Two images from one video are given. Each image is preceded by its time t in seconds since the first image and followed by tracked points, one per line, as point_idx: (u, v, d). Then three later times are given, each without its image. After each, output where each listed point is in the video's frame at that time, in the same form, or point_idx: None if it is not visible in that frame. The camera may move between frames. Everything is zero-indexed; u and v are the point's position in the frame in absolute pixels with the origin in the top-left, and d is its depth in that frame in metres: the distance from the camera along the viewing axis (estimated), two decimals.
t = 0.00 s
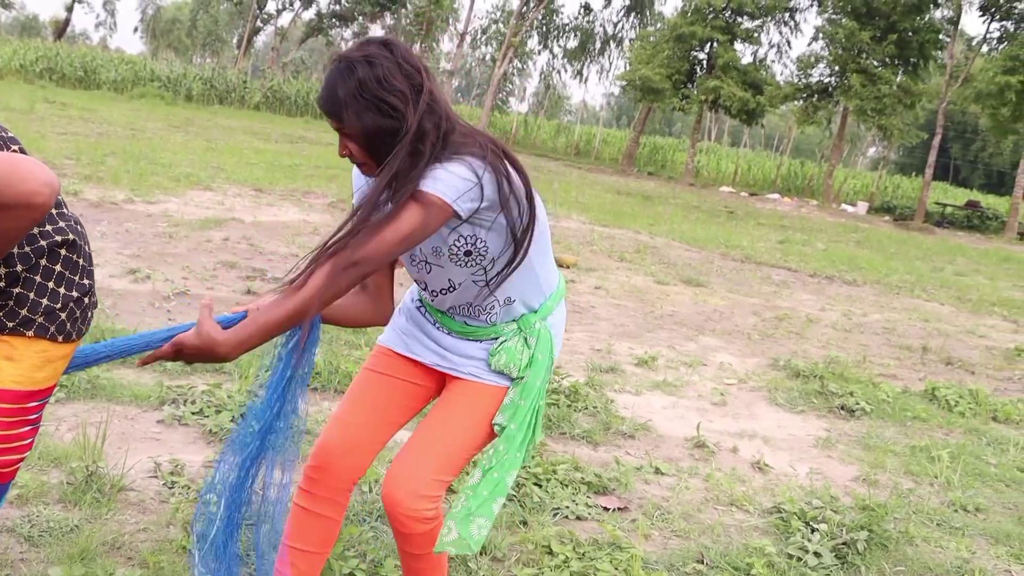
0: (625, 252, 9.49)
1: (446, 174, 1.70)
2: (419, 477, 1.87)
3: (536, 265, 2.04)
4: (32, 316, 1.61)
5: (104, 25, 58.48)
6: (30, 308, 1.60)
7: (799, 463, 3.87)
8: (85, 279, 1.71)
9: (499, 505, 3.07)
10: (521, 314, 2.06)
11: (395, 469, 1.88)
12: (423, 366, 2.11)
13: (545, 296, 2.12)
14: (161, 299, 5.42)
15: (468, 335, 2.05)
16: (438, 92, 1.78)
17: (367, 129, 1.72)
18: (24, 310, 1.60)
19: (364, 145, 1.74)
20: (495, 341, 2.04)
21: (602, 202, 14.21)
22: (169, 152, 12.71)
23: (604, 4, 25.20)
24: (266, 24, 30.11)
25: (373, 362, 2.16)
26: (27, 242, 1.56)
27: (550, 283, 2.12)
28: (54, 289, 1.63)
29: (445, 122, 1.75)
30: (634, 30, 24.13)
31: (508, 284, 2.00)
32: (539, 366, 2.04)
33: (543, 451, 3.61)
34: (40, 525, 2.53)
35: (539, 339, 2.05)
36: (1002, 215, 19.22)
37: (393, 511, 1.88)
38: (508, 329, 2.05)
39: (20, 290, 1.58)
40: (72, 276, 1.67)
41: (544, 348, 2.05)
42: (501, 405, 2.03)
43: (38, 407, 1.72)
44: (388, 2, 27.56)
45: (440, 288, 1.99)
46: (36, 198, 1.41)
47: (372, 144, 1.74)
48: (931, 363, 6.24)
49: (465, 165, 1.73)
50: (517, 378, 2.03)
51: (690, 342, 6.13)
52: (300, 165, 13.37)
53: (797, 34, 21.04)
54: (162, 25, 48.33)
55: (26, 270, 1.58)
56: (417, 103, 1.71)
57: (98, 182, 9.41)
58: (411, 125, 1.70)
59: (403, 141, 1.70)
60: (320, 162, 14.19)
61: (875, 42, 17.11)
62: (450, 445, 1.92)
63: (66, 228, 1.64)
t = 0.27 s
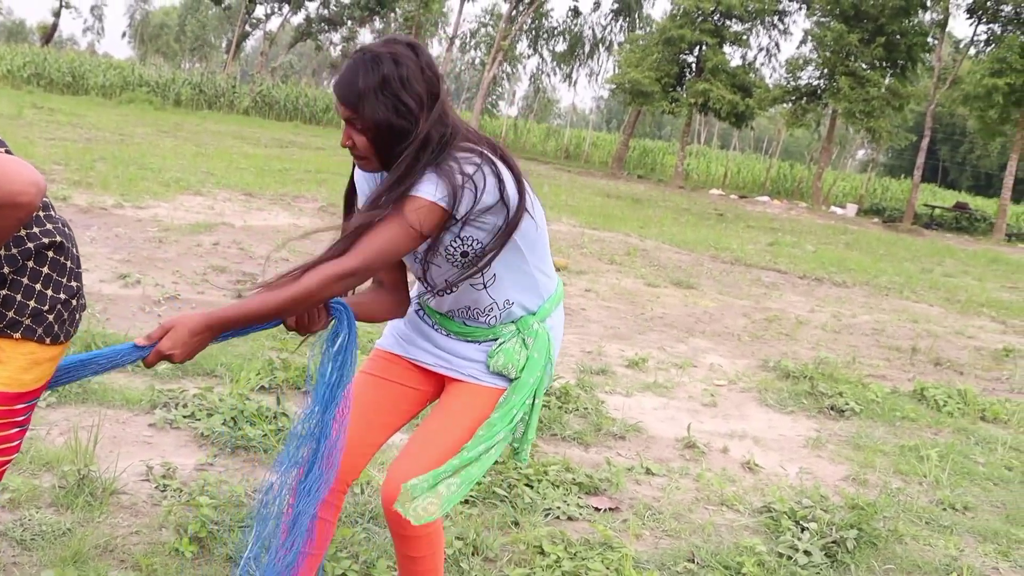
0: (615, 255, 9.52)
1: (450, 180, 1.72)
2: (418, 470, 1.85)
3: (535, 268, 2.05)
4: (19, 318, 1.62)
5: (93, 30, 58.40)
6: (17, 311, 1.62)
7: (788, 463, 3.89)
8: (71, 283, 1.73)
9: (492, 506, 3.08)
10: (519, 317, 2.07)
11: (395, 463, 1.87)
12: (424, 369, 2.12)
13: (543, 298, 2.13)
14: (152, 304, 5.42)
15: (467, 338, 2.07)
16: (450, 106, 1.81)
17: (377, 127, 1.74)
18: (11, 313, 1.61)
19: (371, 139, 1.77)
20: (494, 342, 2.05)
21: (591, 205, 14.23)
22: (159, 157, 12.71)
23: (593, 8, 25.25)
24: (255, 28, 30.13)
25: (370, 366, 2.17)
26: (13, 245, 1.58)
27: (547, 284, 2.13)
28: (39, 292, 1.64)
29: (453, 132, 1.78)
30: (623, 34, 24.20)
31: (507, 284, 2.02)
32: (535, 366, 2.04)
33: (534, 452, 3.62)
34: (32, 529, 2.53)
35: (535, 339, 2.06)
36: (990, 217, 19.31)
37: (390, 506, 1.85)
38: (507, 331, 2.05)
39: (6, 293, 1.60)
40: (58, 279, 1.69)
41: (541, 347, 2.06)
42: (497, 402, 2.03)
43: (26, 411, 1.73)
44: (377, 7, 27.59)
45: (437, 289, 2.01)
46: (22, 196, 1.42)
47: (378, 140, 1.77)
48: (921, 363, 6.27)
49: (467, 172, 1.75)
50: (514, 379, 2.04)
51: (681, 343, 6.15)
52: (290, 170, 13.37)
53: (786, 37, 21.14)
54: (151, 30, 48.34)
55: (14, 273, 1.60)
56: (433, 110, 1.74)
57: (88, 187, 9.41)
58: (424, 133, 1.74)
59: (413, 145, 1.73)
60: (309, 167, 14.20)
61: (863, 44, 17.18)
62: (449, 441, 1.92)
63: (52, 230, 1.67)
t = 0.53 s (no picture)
0: (603, 254, 9.53)
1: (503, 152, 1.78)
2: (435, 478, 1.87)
3: (529, 251, 2.07)
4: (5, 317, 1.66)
5: (79, 31, 58.21)
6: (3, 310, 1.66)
7: (777, 461, 3.90)
8: (61, 283, 1.76)
9: (483, 506, 3.08)
10: (514, 301, 2.09)
11: (403, 469, 1.87)
12: (416, 363, 2.11)
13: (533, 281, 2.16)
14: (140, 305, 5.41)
15: (462, 326, 2.06)
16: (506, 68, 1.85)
17: (447, 76, 1.75)
18: None
19: (440, 88, 1.76)
20: (492, 328, 2.06)
21: (580, 204, 14.25)
22: (147, 158, 12.68)
23: (581, 8, 25.27)
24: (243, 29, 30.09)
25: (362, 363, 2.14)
26: None
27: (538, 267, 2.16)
28: (27, 291, 1.68)
29: (506, 97, 1.81)
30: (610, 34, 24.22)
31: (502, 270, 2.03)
32: (534, 351, 2.08)
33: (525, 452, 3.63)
34: (21, 532, 2.53)
35: (533, 322, 2.09)
36: (977, 215, 19.39)
37: (403, 510, 1.87)
38: (505, 315, 2.07)
39: None
40: (47, 279, 1.72)
41: (538, 331, 2.10)
42: (499, 389, 2.06)
43: (17, 409, 1.77)
44: (365, 7, 27.57)
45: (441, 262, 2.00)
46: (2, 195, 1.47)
47: (447, 92, 1.76)
48: (908, 361, 6.30)
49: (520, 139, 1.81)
50: (514, 365, 2.06)
51: (670, 342, 6.17)
52: (278, 171, 13.34)
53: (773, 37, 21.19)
54: (138, 31, 48.22)
55: None
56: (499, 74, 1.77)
57: (75, 189, 9.39)
58: (489, 97, 1.77)
59: (478, 108, 1.76)
60: (297, 167, 14.19)
61: (850, 44, 17.23)
62: (456, 440, 1.93)
63: (38, 229, 1.69)
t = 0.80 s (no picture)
0: (594, 254, 9.53)
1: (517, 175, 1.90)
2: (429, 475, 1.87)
3: (522, 257, 2.10)
4: None
5: (67, 31, 58.03)
6: None
7: (768, 459, 3.92)
8: (52, 285, 1.87)
9: (472, 504, 3.10)
10: (508, 304, 2.11)
11: (399, 468, 1.87)
12: (408, 364, 2.10)
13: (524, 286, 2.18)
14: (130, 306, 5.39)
15: (458, 328, 2.06)
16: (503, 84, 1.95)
17: (457, 104, 1.82)
18: None
19: (448, 111, 1.82)
20: (487, 332, 2.08)
21: (570, 204, 14.24)
22: (136, 159, 12.64)
23: (569, 7, 25.28)
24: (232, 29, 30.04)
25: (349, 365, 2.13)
26: None
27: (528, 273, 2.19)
28: (20, 291, 1.78)
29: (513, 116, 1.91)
30: (600, 33, 24.24)
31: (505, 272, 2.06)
32: (529, 354, 2.11)
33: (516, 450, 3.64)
34: (13, 533, 2.52)
35: (527, 325, 2.12)
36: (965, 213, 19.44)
37: (398, 508, 1.87)
38: (500, 317, 2.09)
39: None
40: (39, 282, 1.82)
41: (531, 335, 2.13)
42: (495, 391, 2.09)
43: (10, 412, 1.86)
44: (355, 7, 27.56)
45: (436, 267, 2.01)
46: None
47: (458, 115, 1.83)
48: (898, 358, 6.32)
49: (535, 165, 1.95)
50: (511, 367, 2.09)
51: (660, 341, 6.18)
52: (267, 171, 13.32)
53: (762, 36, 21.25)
54: (126, 32, 48.11)
55: None
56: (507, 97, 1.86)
57: (64, 190, 9.36)
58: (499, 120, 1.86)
59: (490, 133, 1.85)
60: (287, 168, 14.17)
61: (839, 42, 17.28)
62: (452, 441, 1.94)
63: (30, 229, 1.79)
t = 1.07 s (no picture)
0: (586, 266, 9.54)
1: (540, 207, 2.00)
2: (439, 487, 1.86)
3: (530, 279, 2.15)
4: None
5: (58, 46, 58.03)
6: None
7: (761, 471, 3.92)
8: (43, 304, 1.87)
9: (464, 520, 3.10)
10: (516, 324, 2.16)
11: (407, 480, 1.86)
12: (417, 382, 2.11)
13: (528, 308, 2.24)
14: (122, 321, 5.38)
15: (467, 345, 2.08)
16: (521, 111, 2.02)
17: (480, 139, 1.88)
18: None
19: (470, 146, 1.88)
20: (495, 350, 2.11)
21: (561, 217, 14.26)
22: (128, 173, 12.62)
23: (560, 20, 25.36)
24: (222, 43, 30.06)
25: (360, 384, 2.13)
26: None
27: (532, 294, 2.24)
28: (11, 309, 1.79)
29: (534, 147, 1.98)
30: (590, 45, 24.30)
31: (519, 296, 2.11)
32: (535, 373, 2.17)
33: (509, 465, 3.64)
34: (5, 551, 2.51)
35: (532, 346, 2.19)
36: (955, 223, 19.49)
37: (404, 521, 1.84)
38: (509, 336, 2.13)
39: None
40: (30, 299, 1.83)
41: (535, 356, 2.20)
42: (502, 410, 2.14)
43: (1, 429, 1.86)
44: (346, 21, 27.61)
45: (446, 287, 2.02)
46: None
47: (479, 151, 1.89)
48: (889, 369, 6.33)
49: (557, 193, 2.03)
50: (517, 386, 2.14)
51: (652, 353, 6.18)
52: (259, 185, 13.32)
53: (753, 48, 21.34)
54: (117, 46, 48.10)
55: None
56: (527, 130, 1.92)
57: (55, 205, 9.34)
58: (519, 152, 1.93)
59: (512, 165, 1.92)
60: (279, 182, 14.16)
61: (828, 54, 17.35)
62: (460, 458, 1.94)
63: (22, 247, 1.80)
